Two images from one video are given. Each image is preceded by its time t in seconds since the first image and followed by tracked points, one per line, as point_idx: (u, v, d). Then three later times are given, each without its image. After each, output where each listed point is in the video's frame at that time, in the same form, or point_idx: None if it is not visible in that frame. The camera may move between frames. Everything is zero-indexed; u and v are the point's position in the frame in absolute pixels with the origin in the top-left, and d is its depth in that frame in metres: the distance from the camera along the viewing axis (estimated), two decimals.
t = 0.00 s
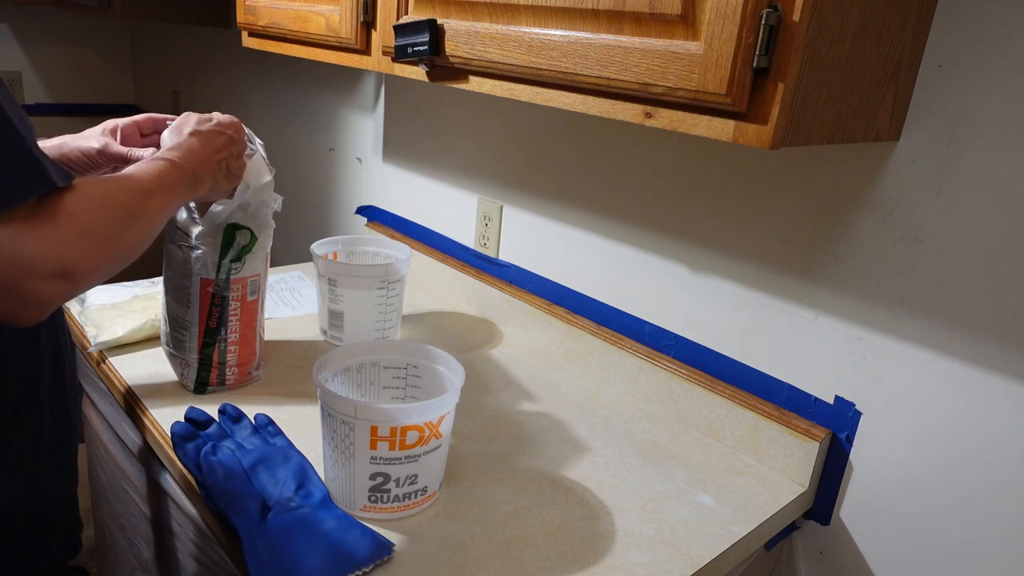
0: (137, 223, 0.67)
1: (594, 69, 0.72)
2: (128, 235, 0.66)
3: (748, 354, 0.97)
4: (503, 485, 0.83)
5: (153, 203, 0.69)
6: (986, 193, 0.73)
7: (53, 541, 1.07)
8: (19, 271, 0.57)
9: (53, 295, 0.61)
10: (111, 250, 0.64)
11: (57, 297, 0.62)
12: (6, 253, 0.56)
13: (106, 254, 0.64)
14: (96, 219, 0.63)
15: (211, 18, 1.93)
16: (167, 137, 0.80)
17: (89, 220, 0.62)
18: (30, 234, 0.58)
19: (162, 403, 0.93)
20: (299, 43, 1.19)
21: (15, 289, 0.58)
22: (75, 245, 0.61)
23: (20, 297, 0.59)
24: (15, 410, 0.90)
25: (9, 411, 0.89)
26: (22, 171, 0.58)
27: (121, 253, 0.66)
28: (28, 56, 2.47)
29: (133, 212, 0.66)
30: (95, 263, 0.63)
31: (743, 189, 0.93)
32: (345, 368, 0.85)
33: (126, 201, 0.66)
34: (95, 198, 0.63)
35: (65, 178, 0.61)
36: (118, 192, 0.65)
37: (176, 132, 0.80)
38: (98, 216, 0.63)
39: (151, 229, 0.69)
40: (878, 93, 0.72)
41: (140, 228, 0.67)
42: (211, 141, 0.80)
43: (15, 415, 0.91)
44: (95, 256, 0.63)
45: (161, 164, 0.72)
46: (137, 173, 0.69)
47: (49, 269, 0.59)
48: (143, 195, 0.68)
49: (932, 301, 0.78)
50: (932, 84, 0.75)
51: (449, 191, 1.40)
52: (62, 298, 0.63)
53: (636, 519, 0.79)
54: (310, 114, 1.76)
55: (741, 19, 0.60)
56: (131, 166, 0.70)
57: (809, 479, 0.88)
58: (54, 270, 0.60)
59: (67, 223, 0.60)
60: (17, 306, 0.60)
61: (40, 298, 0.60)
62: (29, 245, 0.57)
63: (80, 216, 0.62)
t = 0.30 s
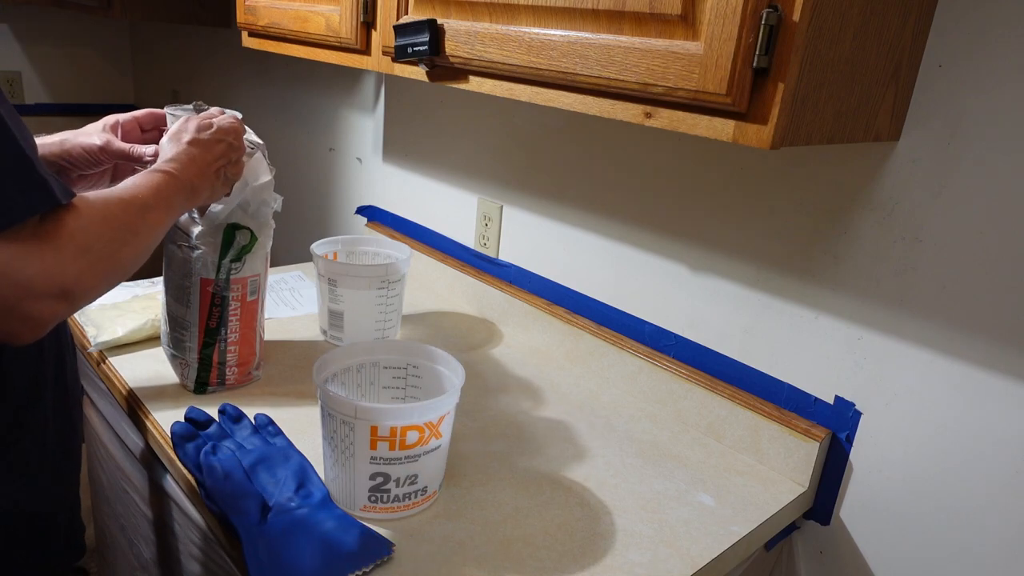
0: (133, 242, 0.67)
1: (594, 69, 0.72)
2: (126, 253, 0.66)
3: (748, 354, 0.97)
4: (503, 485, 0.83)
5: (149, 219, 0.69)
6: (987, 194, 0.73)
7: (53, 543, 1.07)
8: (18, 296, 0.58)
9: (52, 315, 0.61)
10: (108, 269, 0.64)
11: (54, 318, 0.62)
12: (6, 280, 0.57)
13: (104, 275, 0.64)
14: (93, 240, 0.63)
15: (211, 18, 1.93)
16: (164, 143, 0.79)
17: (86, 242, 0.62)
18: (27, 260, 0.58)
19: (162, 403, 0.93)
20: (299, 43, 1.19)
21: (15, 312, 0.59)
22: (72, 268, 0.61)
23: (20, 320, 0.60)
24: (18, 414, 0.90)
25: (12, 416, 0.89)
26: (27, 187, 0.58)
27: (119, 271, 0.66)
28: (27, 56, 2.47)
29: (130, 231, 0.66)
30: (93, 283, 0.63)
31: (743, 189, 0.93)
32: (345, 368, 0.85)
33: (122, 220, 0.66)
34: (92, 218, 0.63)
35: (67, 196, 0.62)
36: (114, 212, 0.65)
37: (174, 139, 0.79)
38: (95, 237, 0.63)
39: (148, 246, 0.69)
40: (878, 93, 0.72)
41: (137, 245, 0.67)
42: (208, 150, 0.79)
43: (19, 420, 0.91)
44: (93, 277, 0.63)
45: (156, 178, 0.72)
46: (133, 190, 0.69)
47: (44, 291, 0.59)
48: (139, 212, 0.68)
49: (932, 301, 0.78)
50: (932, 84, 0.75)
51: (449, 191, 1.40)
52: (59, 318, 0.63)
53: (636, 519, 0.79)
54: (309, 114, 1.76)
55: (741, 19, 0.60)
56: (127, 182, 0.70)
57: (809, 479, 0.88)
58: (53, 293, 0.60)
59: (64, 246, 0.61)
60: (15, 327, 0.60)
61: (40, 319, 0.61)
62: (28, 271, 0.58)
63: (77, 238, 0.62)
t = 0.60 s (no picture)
0: (137, 250, 0.66)
1: (594, 69, 0.72)
2: (133, 261, 0.65)
3: (748, 354, 0.97)
4: (503, 484, 0.83)
5: (154, 224, 0.68)
6: (987, 194, 0.73)
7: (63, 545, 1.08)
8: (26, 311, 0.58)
9: (60, 328, 0.61)
10: (113, 279, 0.64)
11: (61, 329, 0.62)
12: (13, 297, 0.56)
13: (111, 285, 0.64)
14: (98, 251, 0.62)
15: (211, 17, 1.93)
16: (164, 144, 0.77)
17: (91, 253, 0.62)
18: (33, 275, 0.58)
19: (162, 403, 0.93)
20: (299, 43, 1.19)
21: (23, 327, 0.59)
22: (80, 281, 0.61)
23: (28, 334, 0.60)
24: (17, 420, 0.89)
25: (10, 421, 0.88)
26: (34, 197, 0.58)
27: (125, 280, 0.66)
28: (27, 56, 2.47)
29: (135, 239, 0.65)
30: (100, 294, 0.63)
31: (743, 189, 0.93)
32: (345, 368, 0.85)
33: (127, 229, 0.65)
34: (98, 228, 0.63)
35: (75, 208, 0.62)
36: (119, 220, 0.65)
37: (173, 139, 0.77)
38: (100, 248, 0.62)
39: (152, 252, 0.68)
40: (878, 92, 0.72)
41: (142, 252, 0.67)
42: (209, 151, 0.78)
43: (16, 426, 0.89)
44: (100, 288, 0.63)
45: (160, 181, 0.71)
46: (136, 195, 0.67)
47: (50, 305, 0.59)
48: (144, 218, 0.67)
49: (932, 301, 0.78)
50: (932, 84, 0.75)
51: (449, 191, 1.40)
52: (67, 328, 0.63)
53: (636, 519, 0.79)
54: (309, 114, 1.76)
55: (741, 19, 0.60)
56: (128, 188, 0.68)
57: (809, 479, 0.88)
58: (57, 306, 0.60)
59: (69, 259, 0.60)
60: (23, 339, 0.60)
61: (47, 331, 0.60)
62: (32, 286, 0.57)
63: (81, 249, 0.61)
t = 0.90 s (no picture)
0: (129, 251, 0.64)
1: (594, 69, 0.72)
2: (122, 267, 0.64)
3: (748, 354, 0.97)
4: (503, 484, 0.83)
5: (146, 223, 0.65)
6: (987, 194, 0.73)
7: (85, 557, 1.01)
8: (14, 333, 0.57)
9: (49, 343, 0.60)
10: (105, 288, 0.62)
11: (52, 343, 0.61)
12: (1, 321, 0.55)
13: (99, 292, 0.62)
14: (85, 262, 0.60)
15: (211, 17, 1.93)
16: (164, 117, 0.74)
17: (77, 264, 0.60)
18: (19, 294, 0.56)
19: (162, 404, 0.93)
20: (299, 43, 1.19)
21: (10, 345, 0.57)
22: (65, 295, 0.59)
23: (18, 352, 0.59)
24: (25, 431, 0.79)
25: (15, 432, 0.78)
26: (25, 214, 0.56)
27: (114, 284, 0.64)
28: (27, 56, 2.47)
29: (124, 245, 0.63)
30: (88, 305, 0.61)
31: (743, 189, 0.93)
32: (344, 368, 0.85)
33: (117, 235, 0.63)
34: (86, 237, 0.60)
35: (70, 220, 0.59)
36: (108, 226, 0.62)
37: (173, 112, 0.74)
38: (88, 256, 0.60)
39: (146, 250, 0.67)
40: (878, 92, 0.72)
41: (133, 254, 0.65)
42: (210, 124, 0.75)
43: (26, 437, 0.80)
44: (87, 300, 0.61)
45: (154, 169, 0.68)
46: (128, 189, 0.65)
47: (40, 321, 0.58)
48: (135, 217, 0.64)
49: (931, 301, 0.78)
50: (931, 84, 0.75)
51: (449, 191, 1.40)
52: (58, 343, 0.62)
53: (636, 519, 0.79)
54: (309, 114, 1.76)
55: (741, 19, 0.60)
56: (122, 178, 0.66)
57: (810, 479, 0.88)
58: (46, 323, 0.58)
59: (57, 273, 0.58)
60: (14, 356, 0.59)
61: (37, 347, 0.59)
62: (19, 303, 0.56)
63: (70, 259, 0.59)
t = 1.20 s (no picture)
0: (92, 289, 0.54)
1: (594, 69, 0.72)
2: (79, 310, 0.54)
3: (748, 354, 0.97)
4: (503, 484, 0.83)
5: (129, 263, 0.56)
6: (987, 194, 0.73)
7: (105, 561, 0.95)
8: None
9: None
10: (47, 331, 0.52)
11: None
12: None
13: (50, 338, 0.53)
14: (25, 301, 0.51)
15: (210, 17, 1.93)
16: (217, 135, 0.66)
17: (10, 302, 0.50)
18: None
19: (161, 403, 0.93)
20: (299, 43, 1.19)
21: None
22: None
23: None
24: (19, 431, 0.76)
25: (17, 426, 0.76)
26: None
27: (78, 330, 0.55)
28: (27, 56, 2.47)
29: (85, 283, 0.54)
30: (32, 350, 0.52)
31: (742, 189, 0.93)
32: (345, 368, 0.85)
33: (77, 271, 0.53)
34: (30, 269, 0.51)
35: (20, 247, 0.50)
36: (68, 259, 0.53)
37: (227, 130, 0.65)
38: (33, 285, 0.51)
39: (125, 289, 0.56)
40: (877, 92, 0.72)
41: (104, 292, 0.55)
42: (262, 146, 0.65)
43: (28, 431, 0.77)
44: (24, 345, 0.51)
45: (171, 197, 0.60)
46: (129, 215, 0.57)
47: None
48: (113, 253, 0.55)
49: (931, 301, 0.78)
50: (931, 84, 0.75)
51: (449, 190, 1.40)
52: None
53: (636, 519, 0.79)
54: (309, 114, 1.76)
55: (741, 19, 0.60)
56: (128, 201, 0.58)
57: (809, 479, 0.88)
58: None
59: None
60: None
61: None
62: None
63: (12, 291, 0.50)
